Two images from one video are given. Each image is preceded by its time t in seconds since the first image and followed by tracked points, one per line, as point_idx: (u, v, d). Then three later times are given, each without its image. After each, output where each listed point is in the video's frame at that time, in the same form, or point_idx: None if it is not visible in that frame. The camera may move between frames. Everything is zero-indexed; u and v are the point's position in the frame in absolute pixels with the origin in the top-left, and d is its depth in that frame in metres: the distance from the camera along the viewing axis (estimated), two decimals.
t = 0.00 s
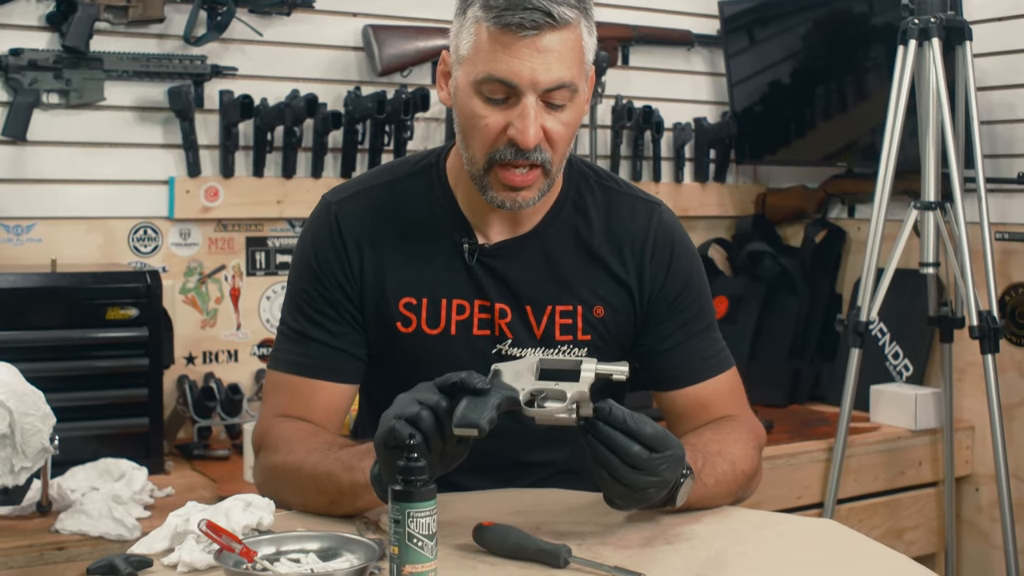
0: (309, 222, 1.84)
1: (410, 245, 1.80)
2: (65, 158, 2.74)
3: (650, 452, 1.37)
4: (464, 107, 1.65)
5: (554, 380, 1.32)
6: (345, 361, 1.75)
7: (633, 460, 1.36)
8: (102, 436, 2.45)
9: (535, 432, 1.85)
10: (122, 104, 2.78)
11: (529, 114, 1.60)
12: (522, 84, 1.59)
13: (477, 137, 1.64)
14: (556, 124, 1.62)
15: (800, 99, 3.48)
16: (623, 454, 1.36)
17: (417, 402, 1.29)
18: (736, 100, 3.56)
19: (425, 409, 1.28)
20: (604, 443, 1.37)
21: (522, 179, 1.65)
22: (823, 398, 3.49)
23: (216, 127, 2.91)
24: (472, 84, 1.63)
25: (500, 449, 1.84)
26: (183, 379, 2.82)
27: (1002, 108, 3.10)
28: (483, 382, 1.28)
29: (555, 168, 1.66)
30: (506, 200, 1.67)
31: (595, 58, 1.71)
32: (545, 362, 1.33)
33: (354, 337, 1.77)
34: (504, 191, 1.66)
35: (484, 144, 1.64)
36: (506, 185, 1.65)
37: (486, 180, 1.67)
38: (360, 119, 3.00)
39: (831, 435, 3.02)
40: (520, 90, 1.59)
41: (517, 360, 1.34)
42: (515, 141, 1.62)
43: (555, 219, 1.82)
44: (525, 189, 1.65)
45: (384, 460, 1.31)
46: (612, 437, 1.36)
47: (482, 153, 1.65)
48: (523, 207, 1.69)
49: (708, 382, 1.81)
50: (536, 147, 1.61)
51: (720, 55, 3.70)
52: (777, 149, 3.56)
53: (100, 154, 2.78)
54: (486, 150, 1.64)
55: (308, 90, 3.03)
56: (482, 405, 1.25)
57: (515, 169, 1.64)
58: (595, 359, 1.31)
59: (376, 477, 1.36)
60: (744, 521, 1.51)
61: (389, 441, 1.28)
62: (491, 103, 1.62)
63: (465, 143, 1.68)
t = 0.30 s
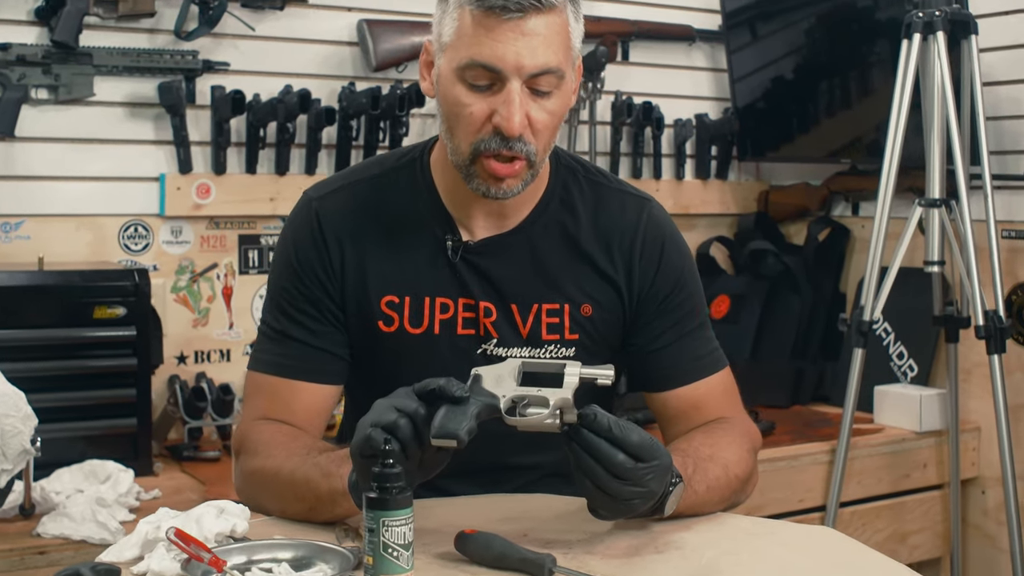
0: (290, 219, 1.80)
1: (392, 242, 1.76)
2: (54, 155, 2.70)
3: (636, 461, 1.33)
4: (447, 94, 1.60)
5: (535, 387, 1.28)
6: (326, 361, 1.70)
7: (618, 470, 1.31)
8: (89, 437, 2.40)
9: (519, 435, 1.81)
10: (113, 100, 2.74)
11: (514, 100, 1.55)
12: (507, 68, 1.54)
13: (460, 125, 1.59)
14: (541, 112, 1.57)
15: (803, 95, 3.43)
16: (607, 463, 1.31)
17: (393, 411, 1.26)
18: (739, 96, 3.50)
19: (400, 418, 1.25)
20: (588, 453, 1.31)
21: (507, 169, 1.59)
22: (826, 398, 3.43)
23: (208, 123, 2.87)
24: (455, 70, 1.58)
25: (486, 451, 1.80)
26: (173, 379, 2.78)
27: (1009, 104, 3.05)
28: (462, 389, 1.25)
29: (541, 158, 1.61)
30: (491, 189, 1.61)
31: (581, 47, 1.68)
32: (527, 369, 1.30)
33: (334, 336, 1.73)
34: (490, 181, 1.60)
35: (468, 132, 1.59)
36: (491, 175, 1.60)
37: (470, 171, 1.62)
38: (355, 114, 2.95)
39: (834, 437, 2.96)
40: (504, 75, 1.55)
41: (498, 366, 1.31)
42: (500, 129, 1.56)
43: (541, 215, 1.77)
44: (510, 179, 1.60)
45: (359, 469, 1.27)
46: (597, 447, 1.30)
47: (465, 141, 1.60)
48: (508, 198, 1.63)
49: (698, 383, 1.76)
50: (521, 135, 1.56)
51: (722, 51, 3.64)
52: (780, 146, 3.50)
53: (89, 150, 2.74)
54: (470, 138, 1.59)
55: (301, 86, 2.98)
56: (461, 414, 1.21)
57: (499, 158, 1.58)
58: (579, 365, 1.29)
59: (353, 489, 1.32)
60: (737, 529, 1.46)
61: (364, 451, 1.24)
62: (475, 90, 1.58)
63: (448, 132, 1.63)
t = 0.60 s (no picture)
0: (276, 194, 1.74)
1: (383, 219, 1.70)
2: (50, 135, 2.64)
3: (632, 451, 1.26)
4: (435, 57, 1.54)
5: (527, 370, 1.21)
6: (314, 342, 1.64)
7: (614, 460, 1.24)
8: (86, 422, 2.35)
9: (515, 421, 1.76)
10: (110, 78, 2.68)
11: (504, 61, 1.49)
12: (496, 30, 1.48)
13: (448, 90, 1.53)
14: (533, 76, 1.52)
15: (821, 73, 3.36)
16: (603, 453, 1.24)
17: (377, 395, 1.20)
18: (756, 74, 3.42)
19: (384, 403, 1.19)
20: (583, 442, 1.25)
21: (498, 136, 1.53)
22: (844, 383, 3.34)
23: (209, 101, 2.80)
24: (443, 32, 1.52)
25: (482, 436, 1.75)
26: (174, 362, 2.73)
27: None
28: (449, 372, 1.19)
29: (533, 126, 1.55)
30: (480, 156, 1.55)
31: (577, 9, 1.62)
32: (519, 351, 1.23)
33: (322, 316, 1.67)
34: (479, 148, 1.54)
35: (456, 97, 1.53)
36: (480, 142, 1.54)
37: (459, 138, 1.56)
38: (359, 92, 2.88)
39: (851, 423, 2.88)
40: (494, 36, 1.49)
41: (488, 347, 1.24)
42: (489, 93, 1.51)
43: (538, 190, 1.71)
44: (501, 147, 1.54)
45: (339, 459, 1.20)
46: (591, 435, 1.24)
47: (453, 107, 1.54)
48: (499, 167, 1.57)
49: (704, 363, 1.69)
50: (511, 99, 1.50)
51: (738, 27, 3.54)
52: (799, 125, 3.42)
53: (87, 130, 2.68)
54: (458, 104, 1.53)
55: (303, 63, 2.91)
56: (446, 399, 1.15)
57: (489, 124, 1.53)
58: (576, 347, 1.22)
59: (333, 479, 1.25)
60: (743, 520, 1.39)
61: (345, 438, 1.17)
62: (463, 53, 1.52)
63: (436, 98, 1.57)
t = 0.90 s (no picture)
0: (292, 148, 1.77)
1: (400, 175, 1.72)
2: (72, 105, 2.60)
3: (657, 376, 1.19)
4: None
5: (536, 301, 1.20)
6: (327, 296, 1.67)
7: (637, 387, 1.18)
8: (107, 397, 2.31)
9: (541, 397, 1.76)
10: (133, 47, 2.63)
11: None
12: None
13: (462, 18, 1.59)
14: (546, 6, 1.58)
15: (866, 40, 3.27)
16: (624, 381, 1.19)
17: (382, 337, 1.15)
18: (797, 41, 3.29)
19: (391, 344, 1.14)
20: (605, 372, 1.20)
21: (510, 65, 1.57)
22: (887, 362, 3.23)
23: (233, 71, 2.74)
24: None
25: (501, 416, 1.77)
26: (198, 337, 2.69)
27: None
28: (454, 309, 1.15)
29: (545, 59, 1.60)
30: (492, 88, 1.58)
31: None
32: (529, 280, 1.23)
33: (336, 271, 1.69)
34: (491, 78, 1.58)
35: (470, 26, 1.58)
36: (493, 71, 1.57)
37: (471, 69, 1.59)
38: (387, 61, 2.80)
39: (893, 403, 2.78)
40: None
41: (494, 278, 1.22)
42: (502, 18, 1.56)
43: (556, 147, 1.72)
44: (513, 75, 1.57)
45: (347, 406, 1.17)
46: (611, 360, 1.19)
47: (467, 36, 1.58)
48: (512, 103, 1.60)
49: (745, 317, 1.69)
50: (523, 24, 1.56)
51: None
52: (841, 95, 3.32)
53: (109, 100, 2.63)
54: (471, 33, 1.58)
55: (329, 30, 2.84)
56: (452, 340, 1.12)
57: (501, 50, 1.57)
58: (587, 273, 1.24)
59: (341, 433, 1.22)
60: (771, 511, 1.31)
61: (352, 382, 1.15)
62: None
63: (450, 31, 1.62)
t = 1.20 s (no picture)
0: (312, 99, 1.71)
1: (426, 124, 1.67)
2: (95, 53, 2.54)
3: (712, 177, 1.13)
4: None
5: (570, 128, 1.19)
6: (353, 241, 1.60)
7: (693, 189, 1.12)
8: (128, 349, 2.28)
9: (568, 357, 1.71)
10: None
11: None
12: None
13: None
14: None
15: None
16: (681, 184, 1.12)
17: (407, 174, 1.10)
18: None
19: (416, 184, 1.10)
20: (654, 181, 1.13)
21: None
22: (928, 325, 3.14)
23: (260, 19, 2.67)
24: None
25: (527, 374, 1.72)
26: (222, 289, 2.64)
27: None
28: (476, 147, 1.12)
29: None
30: (524, 24, 1.50)
31: None
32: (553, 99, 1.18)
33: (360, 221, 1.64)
34: (523, 14, 1.50)
35: None
36: (526, 6, 1.49)
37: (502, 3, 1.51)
38: (418, 11, 2.70)
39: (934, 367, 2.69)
40: None
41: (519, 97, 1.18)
42: None
43: (586, 98, 1.67)
44: (547, 11, 1.49)
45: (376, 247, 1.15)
46: (659, 167, 1.13)
47: None
48: (546, 37, 1.52)
49: (781, 270, 1.61)
50: None
51: None
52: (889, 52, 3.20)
53: (132, 48, 2.57)
54: None
55: None
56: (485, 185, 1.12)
57: None
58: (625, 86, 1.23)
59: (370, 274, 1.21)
60: (806, 475, 1.24)
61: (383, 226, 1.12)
62: None
63: None
